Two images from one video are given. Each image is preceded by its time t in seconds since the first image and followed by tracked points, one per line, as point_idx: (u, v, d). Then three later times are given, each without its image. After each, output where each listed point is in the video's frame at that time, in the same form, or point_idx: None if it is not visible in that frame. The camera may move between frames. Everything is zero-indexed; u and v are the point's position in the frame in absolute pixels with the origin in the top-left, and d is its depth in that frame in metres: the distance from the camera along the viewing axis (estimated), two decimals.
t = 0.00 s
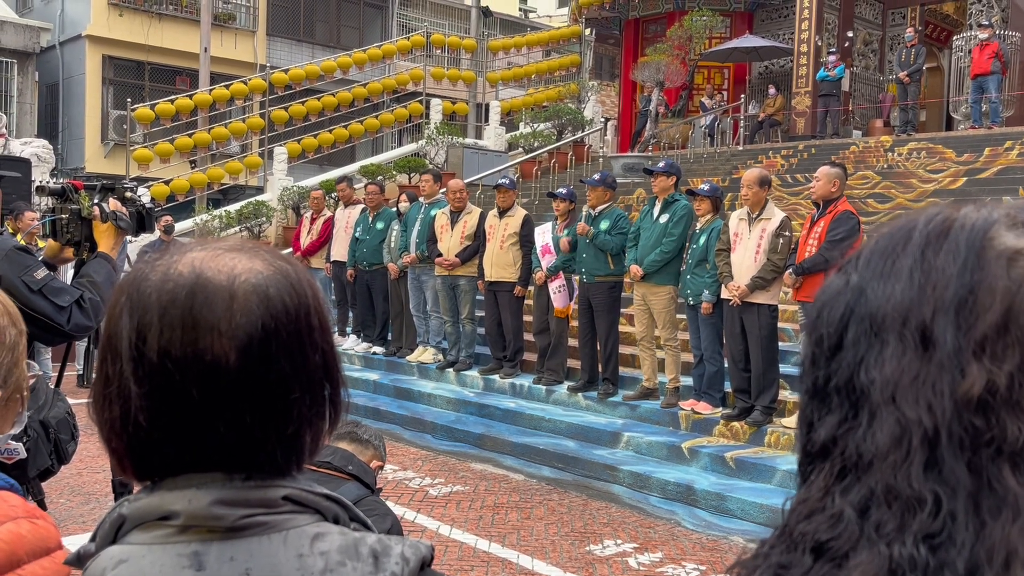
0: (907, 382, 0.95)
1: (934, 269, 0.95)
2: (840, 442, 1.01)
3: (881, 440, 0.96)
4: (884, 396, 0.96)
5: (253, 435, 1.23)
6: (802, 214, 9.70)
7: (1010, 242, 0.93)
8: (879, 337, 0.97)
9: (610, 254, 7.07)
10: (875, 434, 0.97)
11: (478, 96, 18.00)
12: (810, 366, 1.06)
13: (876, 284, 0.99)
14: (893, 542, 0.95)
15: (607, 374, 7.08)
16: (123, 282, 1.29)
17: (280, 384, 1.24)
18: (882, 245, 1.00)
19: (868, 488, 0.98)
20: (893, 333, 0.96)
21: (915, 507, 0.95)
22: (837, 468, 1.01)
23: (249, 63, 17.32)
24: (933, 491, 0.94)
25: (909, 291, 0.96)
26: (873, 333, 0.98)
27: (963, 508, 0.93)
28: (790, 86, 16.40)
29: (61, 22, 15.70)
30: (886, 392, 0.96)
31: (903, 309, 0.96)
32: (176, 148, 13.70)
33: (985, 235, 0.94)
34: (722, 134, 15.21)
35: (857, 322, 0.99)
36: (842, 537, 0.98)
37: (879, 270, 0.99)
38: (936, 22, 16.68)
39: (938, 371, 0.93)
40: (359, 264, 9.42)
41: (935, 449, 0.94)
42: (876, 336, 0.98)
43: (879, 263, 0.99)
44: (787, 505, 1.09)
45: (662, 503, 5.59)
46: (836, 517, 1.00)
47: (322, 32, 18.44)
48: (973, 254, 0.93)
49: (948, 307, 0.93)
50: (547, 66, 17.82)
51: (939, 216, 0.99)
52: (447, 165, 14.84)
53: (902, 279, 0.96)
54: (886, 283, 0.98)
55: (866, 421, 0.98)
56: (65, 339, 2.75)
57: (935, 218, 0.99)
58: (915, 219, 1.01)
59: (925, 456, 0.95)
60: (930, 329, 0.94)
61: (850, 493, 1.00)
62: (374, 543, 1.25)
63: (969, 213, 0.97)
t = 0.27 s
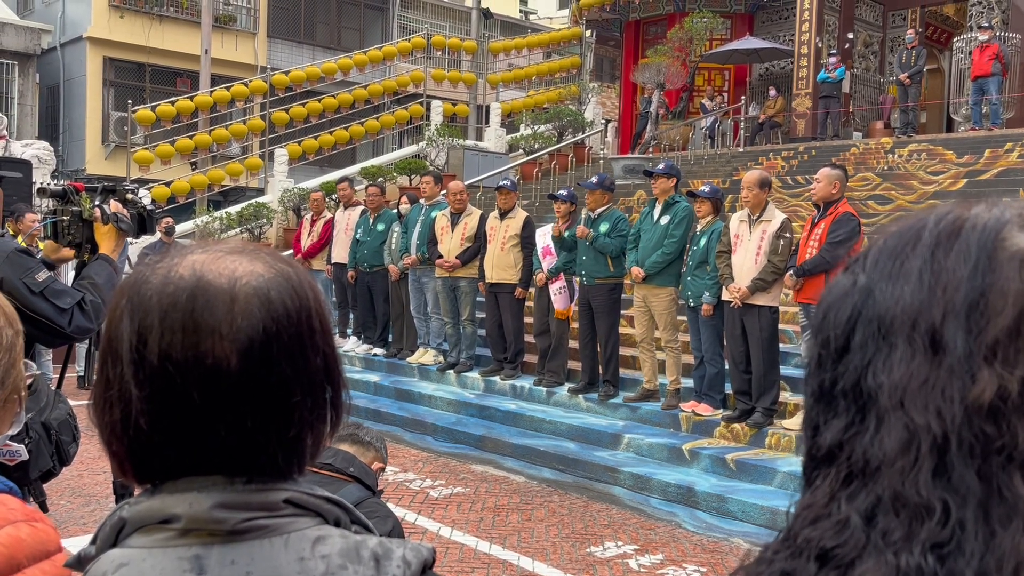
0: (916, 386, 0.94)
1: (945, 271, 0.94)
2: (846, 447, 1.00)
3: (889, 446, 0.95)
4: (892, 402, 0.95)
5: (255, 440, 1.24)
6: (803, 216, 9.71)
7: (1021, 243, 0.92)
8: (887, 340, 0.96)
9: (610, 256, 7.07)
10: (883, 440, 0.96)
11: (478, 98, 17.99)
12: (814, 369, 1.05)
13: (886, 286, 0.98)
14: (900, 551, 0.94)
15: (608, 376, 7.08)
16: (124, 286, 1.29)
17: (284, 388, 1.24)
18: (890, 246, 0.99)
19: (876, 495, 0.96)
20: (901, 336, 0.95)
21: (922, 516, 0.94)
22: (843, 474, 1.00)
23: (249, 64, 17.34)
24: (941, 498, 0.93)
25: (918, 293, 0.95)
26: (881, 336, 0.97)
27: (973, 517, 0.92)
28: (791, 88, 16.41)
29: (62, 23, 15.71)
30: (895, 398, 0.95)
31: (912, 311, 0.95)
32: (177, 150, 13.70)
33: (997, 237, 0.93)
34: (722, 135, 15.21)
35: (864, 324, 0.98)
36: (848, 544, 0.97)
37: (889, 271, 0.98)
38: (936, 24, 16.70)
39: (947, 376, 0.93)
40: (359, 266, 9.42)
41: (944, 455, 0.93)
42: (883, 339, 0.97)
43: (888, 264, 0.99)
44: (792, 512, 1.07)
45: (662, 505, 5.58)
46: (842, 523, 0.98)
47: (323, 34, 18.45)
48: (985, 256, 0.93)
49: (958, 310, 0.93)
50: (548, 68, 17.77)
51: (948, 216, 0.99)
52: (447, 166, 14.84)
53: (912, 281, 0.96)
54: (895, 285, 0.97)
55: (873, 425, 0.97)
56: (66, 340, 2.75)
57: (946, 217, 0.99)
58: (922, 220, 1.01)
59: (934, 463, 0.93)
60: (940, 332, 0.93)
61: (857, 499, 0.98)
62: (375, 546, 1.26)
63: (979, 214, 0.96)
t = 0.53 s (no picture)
0: (906, 387, 0.92)
1: (935, 271, 0.93)
2: (835, 448, 0.98)
3: (878, 447, 0.93)
4: (881, 403, 0.93)
5: (254, 442, 1.24)
6: (803, 217, 9.72)
7: (1013, 243, 0.91)
8: (877, 341, 0.95)
9: (610, 259, 7.08)
10: (872, 442, 0.94)
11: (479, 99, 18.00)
12: (804, 369, 1.03)
13: (875, 286, 0.96)
14: (888, 553, 0.91)
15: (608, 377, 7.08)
16: (123, 287, 1.29)
17: (281, 389, 1.24)
18: (880, 245, 0.97)
19: (864, 497, 0.94)
20: (891, 337, 0.94)
21: (912, 518, 0.91)
22: (832, 476, 0.98)
23: (250, 66, 17.36)
24: (930, 500, 0.91)
25: (909, 293, 0.93)
26: (870, 337, 0.95)
27: (961, 519, 0.90)
28: (791, 89, 16.42)
29: (63, 25, 15.73)
30: (884, 398, 0.93)
31: (902, 312, 0.93)
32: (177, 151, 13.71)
33: (987, 236, 0.92)
34: (722, 136, 15.23)
35: (854, 324, 0.97)
36: (837, 546, 0.95)
37: (878, 271, 0.96)
38: (937, 25, 16.73)
39: (936, 378, 0.91)
40: (360, 267, 9.42)
41: (932, 457, 0.91)
42: (873, 339, 0.95)
43: (878, 263, 0.97)
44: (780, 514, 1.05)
45: (663, 506, 5.59)
46: (830, 525, 0.96)
47: (323, 35, 18.47)
48: (975, 255, 0.91)
49: (949, 310, 0.91)
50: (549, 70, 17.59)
51: (939, 216, 0.97)
52: (448, 168, 14.85)
53: (902, 281, 0.94)
54: (884, 285, 0.95)
55: (862, 427, 0.95)
56: (67, 342, 2.77)
57: (937, 217, 0.97)
58: (913, 220, 0.99)
59: (924, 465, 0.91)
60: (929, 332, 0.92)
61: (846, 501, 0.96)
62: (375, 549, 1.26)
63: (971, 213, 0.94)
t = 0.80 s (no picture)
0: (883, 383, 0.93)
1: (911, 267, 0.93)
2: (816, 444, 0.98)
3: (857, 443, 0.94)
4: (860, 398, 0.94)
5: (256, 441, 1.25)
6: (803, 218, 9.73)
7: (988, 239, 0.91)
8: (854, 337, 0.95)
9: (611, 260, 7.10)
10: (851, 438, 0.94)
11: (479, 100, 18.01)
12: (784, 366, 1.04)
13: (853, 282, 0.96)
14: (868, 547, 0.92)
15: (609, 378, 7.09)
16: (124, 287, 1.30)
17: (282, 387, 1.25)
18: (857, 241, 0.98)
19: (844, 492, 0.95)
20: (869, 333, 0.94)
21: (892, 512, 0.92)
22: (812, 471, 0.98)
23: (251, 67, 17.37)
24: (910, 494, 0.92)
25: (885, 290, 0.94)
26: (847, 333, 0.96)
27: (941, 513, 0.91)
28: (791, 90, 16.43)
29: (64, 26, 15.75)
30: (862, 394, 0.94)
31: (879, 308, 0.94)
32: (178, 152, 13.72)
33: (962, 232, 0.92)
34: (722, 137, 15.25)
35: (833, 320, 0.97)
36: (817, 541, 0.95)
37: (855, 268, 0.97)
38: (937, 27, 16.73)
39: (914, 373, 0.92)
40: (361, 267, 9.43)
41: (911, 452, 0.92)
42: (852, 336, 0.95)
43: (855, 260, 0.97)
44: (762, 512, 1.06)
45: (663, 507, 5.59)
46: (810, 521, 0.97)
47: (324, 36, 18.48)
48: (951, 252, 0.92)
49: (925, 306, 0.92)
50: (550, 70, 17.65)
51: (915, 212, 0.97)
52: (448, 169, 14.86)
53: (878, 278, 0.95)
54: (862, 282, 0.95)
55: (842, 423, 0.96)
56: (69, 343, 2.78)
57: (913, 213, 0.97)
58: (889, 217, 0.99)
59: (902, 459, 0.92)
60: (907, 327, 0.92)
61: (826, 496, 0.96)
62: (376, 549, 1.27)
63: (947, 209, 0.95)
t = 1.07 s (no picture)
0: (854, 382, 0.93)
1: (880, 269, 0.93)
2: (789, 445, 0.98)
3: (829, 442, 0.94)
4: (832, 398, 0.94)
5: (256, 442, 1.25)
6: (804, 219, 9.72)
7: (954, 240, 0.92)
8: (826, 338, 0.95)
9: (611, 260, 7.09)
10: (823, 437, 0.94)
11: (480, 101, 18.01)
12: (758, 369, 1.03)
13: (824, 285, 0.96)
14: (843, 545, 0.91)
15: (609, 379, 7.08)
16: (123, 287, 1.30)
17: (282, 388, 1.25)
18: (828, 246, 0.98)
19: (817, 491, 0.94)
20: (840, 333, 0.94)
21: (864, 511, 0.92)
22: (787, 472, 0.98)
23: (251, 67, 17.38)
24: (882, 493, 0.91)
25: (855, 291, 0.94)
26: (819, 334, 0.95)
27: (912, 510, 0.90)
28: (792, 91, 16.43)
29: (65, 27, 15.76)
30: (833, 393, 0.94)
31: (850, 308, 0.94)
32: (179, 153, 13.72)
33: (929, 233, 0.93)
34: (723, 138, 15.24)
35: (804, 322, 0.97)
36: (794, 541, 0.95)
37: (826, 270, 0.97)
38: (938, 27, 16.73)
39: (884, 371, 0.92)
40: (361, 268, 9.43)
41: (882, 450, 0.92)
42: (823, 336, 0.95)
43: (825, 264, 0.97)
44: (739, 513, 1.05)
45: (664, 507, 5.58)
46: (786, 521, 0.96)
47: (325, 37, 18.49)
48: (918, 253, 0.92)
49: (895, 306, 0.92)
50: (550, 71, 17.63)
51: (883, 215, 0.98)
52: (449, 169, 14.86)
53: (848, 279, 0.95)
54: (832, 283, 0.96)
55: (814, 423, 0.96)
56: (70, 345, 2.79)
57: (881, 217, 0.98)
58: (859, 219, 1.00)
59: (874, 458, 0.92)
60: (876, 328, 0.92)
61: (800, 496, 0.96)
62: (375, 548, 1.27)
63: (914, 211, 0.96)
